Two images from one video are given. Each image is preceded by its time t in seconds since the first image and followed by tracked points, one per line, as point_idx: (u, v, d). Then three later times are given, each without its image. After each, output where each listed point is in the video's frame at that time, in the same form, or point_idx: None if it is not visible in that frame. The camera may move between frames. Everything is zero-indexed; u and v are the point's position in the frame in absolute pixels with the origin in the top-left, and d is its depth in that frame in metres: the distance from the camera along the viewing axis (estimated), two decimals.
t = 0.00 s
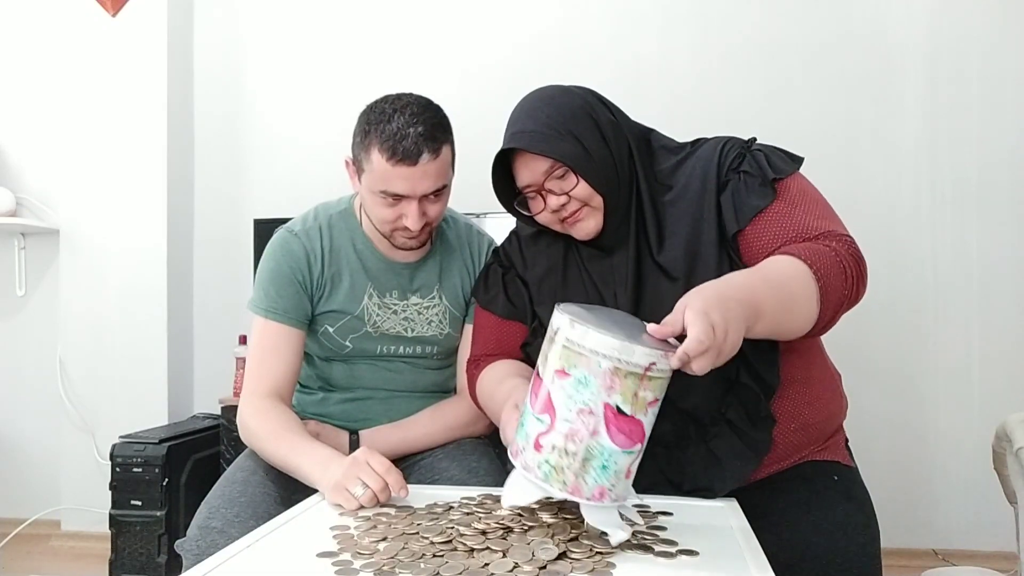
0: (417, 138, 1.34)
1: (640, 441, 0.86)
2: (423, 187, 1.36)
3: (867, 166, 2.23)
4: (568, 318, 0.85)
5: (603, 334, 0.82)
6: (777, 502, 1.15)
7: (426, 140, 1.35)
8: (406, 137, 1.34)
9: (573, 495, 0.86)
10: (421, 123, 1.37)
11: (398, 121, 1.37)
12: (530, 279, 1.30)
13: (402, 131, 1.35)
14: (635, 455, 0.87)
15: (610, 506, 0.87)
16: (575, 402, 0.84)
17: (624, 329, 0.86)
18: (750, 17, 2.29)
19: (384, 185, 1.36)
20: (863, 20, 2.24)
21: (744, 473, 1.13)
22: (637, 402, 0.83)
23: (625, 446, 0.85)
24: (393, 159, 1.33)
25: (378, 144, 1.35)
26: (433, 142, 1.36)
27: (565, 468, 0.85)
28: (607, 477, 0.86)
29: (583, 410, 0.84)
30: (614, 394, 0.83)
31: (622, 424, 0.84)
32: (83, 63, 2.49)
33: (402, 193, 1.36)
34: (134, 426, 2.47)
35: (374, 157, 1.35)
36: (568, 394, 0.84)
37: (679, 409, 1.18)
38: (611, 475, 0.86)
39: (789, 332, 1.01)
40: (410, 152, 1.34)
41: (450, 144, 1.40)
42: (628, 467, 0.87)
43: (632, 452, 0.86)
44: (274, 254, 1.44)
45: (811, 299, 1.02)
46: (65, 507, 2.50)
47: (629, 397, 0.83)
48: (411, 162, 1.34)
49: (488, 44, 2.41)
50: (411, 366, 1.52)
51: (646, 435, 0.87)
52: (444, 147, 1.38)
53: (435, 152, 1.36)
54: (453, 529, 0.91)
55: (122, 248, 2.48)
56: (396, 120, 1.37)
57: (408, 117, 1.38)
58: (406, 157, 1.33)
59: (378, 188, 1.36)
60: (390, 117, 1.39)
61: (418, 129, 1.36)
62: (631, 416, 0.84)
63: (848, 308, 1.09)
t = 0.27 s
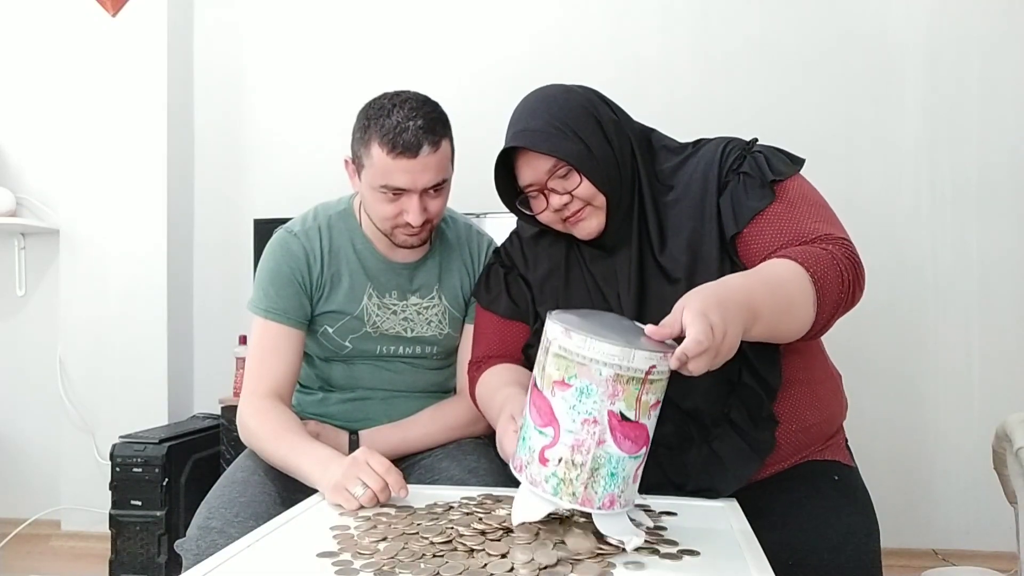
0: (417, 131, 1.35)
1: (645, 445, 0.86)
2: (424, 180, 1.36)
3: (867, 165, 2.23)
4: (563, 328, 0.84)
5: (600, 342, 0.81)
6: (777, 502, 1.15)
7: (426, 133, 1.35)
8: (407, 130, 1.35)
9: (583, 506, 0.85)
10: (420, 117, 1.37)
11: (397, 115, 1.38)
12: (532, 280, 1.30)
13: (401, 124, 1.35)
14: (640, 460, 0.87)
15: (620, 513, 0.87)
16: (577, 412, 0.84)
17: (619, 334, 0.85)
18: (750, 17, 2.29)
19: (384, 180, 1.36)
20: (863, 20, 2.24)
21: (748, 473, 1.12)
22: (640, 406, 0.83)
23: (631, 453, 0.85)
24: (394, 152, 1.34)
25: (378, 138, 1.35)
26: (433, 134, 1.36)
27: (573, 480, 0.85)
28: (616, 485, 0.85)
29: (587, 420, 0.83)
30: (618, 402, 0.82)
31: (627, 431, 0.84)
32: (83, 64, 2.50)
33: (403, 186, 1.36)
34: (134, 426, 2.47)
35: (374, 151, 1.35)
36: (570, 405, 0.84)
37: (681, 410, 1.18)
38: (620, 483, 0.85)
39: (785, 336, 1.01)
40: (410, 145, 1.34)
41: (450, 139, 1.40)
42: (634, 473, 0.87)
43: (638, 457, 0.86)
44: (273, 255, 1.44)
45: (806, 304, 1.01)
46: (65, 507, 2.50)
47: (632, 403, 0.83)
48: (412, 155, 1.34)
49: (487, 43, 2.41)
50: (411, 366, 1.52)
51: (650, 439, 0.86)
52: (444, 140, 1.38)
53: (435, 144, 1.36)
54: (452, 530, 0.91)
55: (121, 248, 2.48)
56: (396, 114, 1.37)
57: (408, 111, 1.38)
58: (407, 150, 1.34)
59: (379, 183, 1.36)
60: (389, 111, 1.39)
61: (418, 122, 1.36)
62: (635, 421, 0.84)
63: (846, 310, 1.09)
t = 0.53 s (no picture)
0: (419, 128, 1.35)
1: (645, 452, 0.86)
2: (426, 178, 1.36)
3: (866, 165, 2.23)
4: (565, 331, 0.84)
5: (602, 346, 0.82)
6: (777, 502, 1.15)
7: (428, 131, 1.36)
8: (409, 128, 1.35)
9: (582, 512, 0.85)
10: (423, 115, 1.38)
11: (400, 113, 1.38)
12: (532, 283, 1.30)
13: (404, 122, 1.36)
14: (640, 467, 0.87)
15: (619, 520, 0.86)
16: (577, 416, 0.84)
17: (621, 339, 0.86)
18: (750, 17, 2.29)
19: (386, 178, 1.36)
20: (863, 21, 2.24)
21: (748, 475, 1.12)
22: (640, 411, 0.83)
23: (631, 459, 0.85)
24: (396, 150, 1.34)
25: (380, 137, 1.35)
26: (436, 132, 1.37)
27: (573, 485, 0.85)
28: (615, 492, 0.85)
29: (587, 423, 0.84)
30: (618, 406, 0.83)
31: (627, 436, 0.84)
32: (82, 64, 2.49)
33: (405, 185, 1.36)
34: (134, 426, 2.47)
35: (376, 150, 1.36)
36: (570, 408, 0.84)
37: (681, 412, 1.18)
38: (619, 489, 0.85)
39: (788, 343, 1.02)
40: (413, 143, 1.34)
41: (452, 138, 1.41)
42: (634, 480, 0.86)
43: (638, 464, 0.86)
44: (274, 255, 1.44)
45: (811, 312, 1.01)
46: (65, 507, 2.50)
47: (632, 408, 0.83)
48: (415, 153, 1.34)
49: (487, 43, 2.41)
50: (411, 366, 1.52)
51: (650, 446, 0.86)
52: (446, 138, 1.38)
53: (438, 142, 1.36)
54: (452, 530, 0.91)
55: (121, 248, 2.48)
56: (398, 113, 1.38)
57: (410, 110, 1.38)
58: (410, 148, 1.34)
59: (381, 181, 1.36)
60: (392, 110, 1.39)
61: (421, 119, 1.36)
62: (634, 426, 0.84)
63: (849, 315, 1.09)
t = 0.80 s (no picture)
0: (422, 129, 1.35)
1: (638, 440, 0.87)
2: (428, 179, 1.36)
3: (866, 165, 2.23)
4: (558, 320, 0.85)
5: (597, 334, 0.83)
6: (776, 502, 1.15)
7: (430, 131, 1.35)
8: (411, 128, 1.35)
9: (576, 500, 0.85)
10: (425, 116, 1.38)
11: (402, 113, 1.38)
12: (532, 283, 1.30)
13: (406, 123, 1.36)
14: (633, 456, 0.87)
15: (613, 508, 0.87)
16: (572, 404, 0.84)
17: (615, 328, 0.87)
18: (750, 17, 2.29)
19: (388, 178, 1.36)
20: (863, 21, 2.24)
21: (748, 475, 1.12)
22: (633, 399, 0.84)
23: (624, 447, 0.86)
24: (398, 150, 1.34)
25: (382, 137, 1.35)
26: (438, 133, 1.37)
27: (567, 473, 0.85)
28: (609, 480, 0.86)
29: (581, 411, 0.84)
30: (612, 393, 0.83)
31: (621, 423, 0.85)
32: (82, 64, 2.49)
33: (407, 185, 1.36)
34: (134, 426, 2.47)
35: (378, 150, 1.35)
36: (565, 396, 0.85)
37: (682, 412, 1.18)
38: (613, 477, 0.86)
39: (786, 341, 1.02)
40: (416, 143, 1.34)
41: (454, 138, 1.41)
42: (627, 468, 0.87)
43: (632, 452, 0.87)
44: (273, 254, 1.44)
45: (810, 311, 1.02)
46: (65, 507, 2.50)
47: (626, 395, 0.84)
48: (417, 154, 1.34)
49: (487, 43, 2.41)
50: (411, 366, 1.52)
51: (643, 434, 0.87)
52: (448, 139, 1.38)
53: (440, 143, 1.36)
54: (452, 530, 0.91)
55: (121, 248, 2.48)
56: (400, 113, 1.38)
57: (413, 110, 1.38)
58: (412, 148, 1.34)
59: (383, 181, 1.36)
60: (394, 110, 1.39)
61: (423, 120, 1.36)
62: (628, 414, 0.85)
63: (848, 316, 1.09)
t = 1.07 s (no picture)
0: (426, 131, 1.35)
1: (631, 411, 0.89)
2: (431, 181, 1.36)
3: (866, 165, 2.23)
4: (544, 299, 0.88)
5: (581, 308, 0.85)
6: (776, 502, 1.15)
7: (434, 134, 1.36)
8: (416, 131, 1.35)
9: (574, 473, 0.88)
10: (429, 118, 1.38)
11: (406, 115, 1.38)
12: (534, 283, 1.30)
13: (410, 125, 1.36)
14: (628, 426, 0.90)
15: (612, 479, 0.90)
16: (563, 378, 0.88)
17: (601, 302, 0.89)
18: (750, 17, 2.29)
19: (391, 180, 1.36)
20: (863, 21, 2.24)
21: (749, 475, 1.12)
22: (622, 370, 0.87)
23: (617, 417, 0.89)
24: (402, 153, 1.34)
25: (386, 138, 1.35)
26: (442, 136, 1.37)
27: (563, 447, 0.88)
28: (605, 451, 0.89)
29: (572, 385, 0.87)
30: (600, 366, 0.86)
31: (611, 395, 0.87)
32: (82, 64, 2.49)
33: (410, 187, 1.36)
34: (134, 426, 2.47)
35: (382, 151, 1.35)
36: (555, 372, 0.88)
37: (681, 411, 1.20)
38: (609, 448, 0.89)
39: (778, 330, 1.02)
40: (420, 145, 1.34)
41: (456, 141, 1.41)
42: (623, 439, 0.90)
43: (625, 422, 0.89)
44: (273, 255, 1.44)
45: (801, 301, 1.00)
46: (65, 507, 2.50)
47: (615, 366, 0.86)
48: (421, 156, 1.34)
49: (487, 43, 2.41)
50: (411, 366, 1.52)
51: (636, 405, 0.90)
52: (451, 141, 1.38)
53: (444, 146, 1.36)
54: (452, 530, 0.91)
55: (121, 248, 2.48)
56: (404, 115, 1.38)
57: (416, 113, 1.38)
58: (416, 151, 1.34)
59: (386, 183, 1.36)
60: (398, 112, 1.39)
61: (427, 123, 1.36)
62: (618, 385, 0.87)
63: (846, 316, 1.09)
